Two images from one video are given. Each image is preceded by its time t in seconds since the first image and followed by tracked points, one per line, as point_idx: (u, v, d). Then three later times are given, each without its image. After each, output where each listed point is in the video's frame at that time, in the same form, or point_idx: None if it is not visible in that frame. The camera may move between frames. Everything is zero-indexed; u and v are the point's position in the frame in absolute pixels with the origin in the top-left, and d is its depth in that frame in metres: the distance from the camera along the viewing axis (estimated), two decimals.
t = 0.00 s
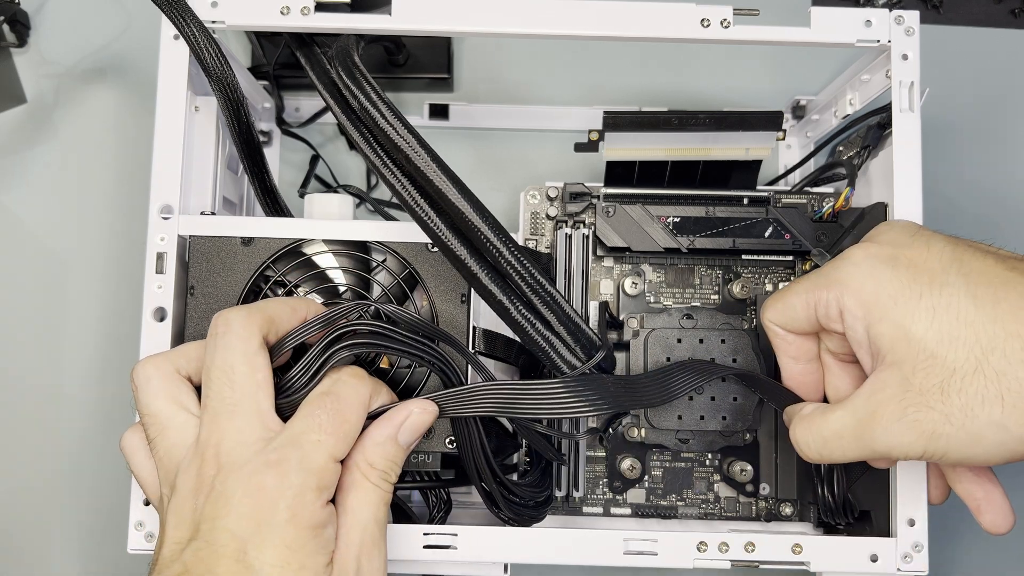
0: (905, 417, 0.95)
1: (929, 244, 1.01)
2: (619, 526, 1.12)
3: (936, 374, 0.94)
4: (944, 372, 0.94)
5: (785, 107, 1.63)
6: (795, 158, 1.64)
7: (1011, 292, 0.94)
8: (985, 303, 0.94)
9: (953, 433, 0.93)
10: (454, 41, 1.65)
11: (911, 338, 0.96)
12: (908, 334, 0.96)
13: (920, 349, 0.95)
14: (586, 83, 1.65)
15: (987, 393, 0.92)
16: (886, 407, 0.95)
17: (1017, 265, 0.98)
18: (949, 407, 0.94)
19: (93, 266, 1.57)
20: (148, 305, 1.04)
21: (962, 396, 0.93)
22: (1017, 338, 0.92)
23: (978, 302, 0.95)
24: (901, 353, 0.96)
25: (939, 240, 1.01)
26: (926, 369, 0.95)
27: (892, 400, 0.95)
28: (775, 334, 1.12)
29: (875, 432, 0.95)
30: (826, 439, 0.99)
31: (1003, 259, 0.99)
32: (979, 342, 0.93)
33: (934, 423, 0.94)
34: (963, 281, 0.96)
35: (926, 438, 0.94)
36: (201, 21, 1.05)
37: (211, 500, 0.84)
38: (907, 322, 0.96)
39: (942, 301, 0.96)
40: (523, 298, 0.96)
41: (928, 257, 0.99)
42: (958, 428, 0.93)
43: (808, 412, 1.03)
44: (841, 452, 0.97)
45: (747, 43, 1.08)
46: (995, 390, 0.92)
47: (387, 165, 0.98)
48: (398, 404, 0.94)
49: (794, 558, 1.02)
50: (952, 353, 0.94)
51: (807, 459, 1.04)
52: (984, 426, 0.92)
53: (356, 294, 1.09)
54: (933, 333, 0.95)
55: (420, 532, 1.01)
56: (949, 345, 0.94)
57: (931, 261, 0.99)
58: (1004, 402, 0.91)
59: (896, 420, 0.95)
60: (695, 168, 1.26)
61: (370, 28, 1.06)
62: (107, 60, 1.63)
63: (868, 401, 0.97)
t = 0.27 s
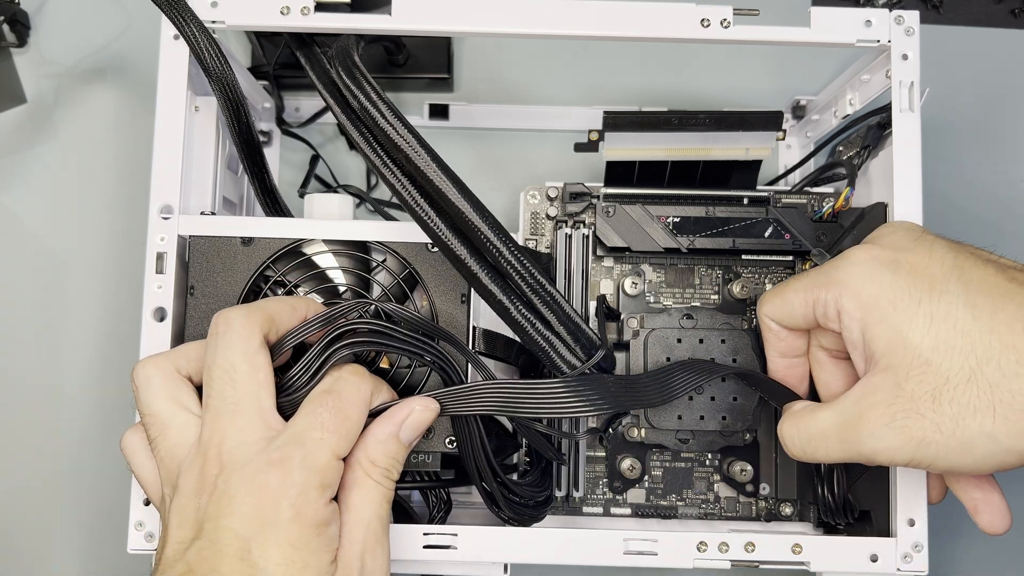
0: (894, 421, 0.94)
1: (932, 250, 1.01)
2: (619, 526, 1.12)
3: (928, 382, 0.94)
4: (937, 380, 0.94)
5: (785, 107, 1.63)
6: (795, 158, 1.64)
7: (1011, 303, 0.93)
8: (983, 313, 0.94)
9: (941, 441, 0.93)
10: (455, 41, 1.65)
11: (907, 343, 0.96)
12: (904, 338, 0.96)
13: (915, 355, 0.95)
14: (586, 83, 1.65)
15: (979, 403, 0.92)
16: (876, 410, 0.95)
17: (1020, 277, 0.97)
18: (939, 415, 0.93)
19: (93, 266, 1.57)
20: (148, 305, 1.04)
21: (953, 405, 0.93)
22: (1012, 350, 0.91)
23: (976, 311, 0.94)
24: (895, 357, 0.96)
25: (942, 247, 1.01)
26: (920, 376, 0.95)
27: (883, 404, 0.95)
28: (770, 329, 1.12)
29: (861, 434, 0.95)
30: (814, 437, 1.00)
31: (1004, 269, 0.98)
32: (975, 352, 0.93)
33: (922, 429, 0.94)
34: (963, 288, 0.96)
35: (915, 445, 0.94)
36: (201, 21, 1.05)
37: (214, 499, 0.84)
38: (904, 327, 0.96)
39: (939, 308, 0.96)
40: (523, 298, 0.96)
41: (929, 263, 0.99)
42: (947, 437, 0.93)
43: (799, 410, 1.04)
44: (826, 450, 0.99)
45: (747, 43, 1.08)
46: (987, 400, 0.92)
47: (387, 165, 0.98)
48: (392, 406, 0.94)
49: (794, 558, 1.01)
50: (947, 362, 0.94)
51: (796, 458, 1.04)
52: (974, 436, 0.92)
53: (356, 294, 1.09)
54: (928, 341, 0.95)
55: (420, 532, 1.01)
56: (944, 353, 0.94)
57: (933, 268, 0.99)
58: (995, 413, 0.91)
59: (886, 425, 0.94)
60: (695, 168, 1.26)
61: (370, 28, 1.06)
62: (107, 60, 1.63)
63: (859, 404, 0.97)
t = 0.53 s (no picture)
0: (899, 423, 0.95)
1: (944, 255, 1.01)
2: (619, 526, 1.12)
3: (935, 387, 0.95)
4: (943, 384, 0.94)
5: (785, 107, 1.63)
6: (796, 158, 1.64)
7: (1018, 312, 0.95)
8: (992, 320, 0.95)
9: (944, 444, 0.94)
10: (454, 41, 1.65)
11: (915, 346, 0.96)
12: (912, 342, 0.97)
13: (923, 359, 0.96)
14: (586, 83, 1.65)
15: (984, 408, 0.93)
16: (880, 411, 0.95)
17: None
18: (943, 418, 0.94)
19: (93, 266, 1.57)
20: (148, 304, 1.04)
21: (958, 409, 0.94)
22: (1019, 358, 0.93)
23: (984, 318, 0.95)
24: (902, 360, 0.97)
25: (953, 253, 1.02)
26: (926, 378, 0.95)
27: (888, 405, 0.95)
28: (772, 334, 1.11)
29: (864, 434, 0.96)
30: (819, 438, 1.00)
31: (1013, 277, 0.99)
32: (982, 358, 0.94)
33: (926, 432, 0.94)
34: (972, 294, 0.97)
35: (918, 446, 0.94)
36: (201, 21, 1.05)
37: (219, 496, 0.84)
38: (913, 331, 0.97)
39: (947, 314, 0.96)
40: (523, 297, 0.96)
41: (940, 269, 1.00)
42: (950, 440, 0.94)
43: (803, 412, 1.03)
44: (831, 451, 0.99)
45: (747, 43, 1.08)
46: (992, 406, 0.93)
47: (387, 164, 0.98)
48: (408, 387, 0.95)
49: (794, 558, 1.01)
50: (953, 366, 0.94)
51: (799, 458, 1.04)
52: (976, 440, 0.93)
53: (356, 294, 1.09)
54: (936, 345, 0.95)
55: (420, 532, 1.01)
56: (951, 358, 0.95)
57: (943, 274, 0.99)
58: (999, 419, 0.92)
59: (889, 425, 0.95)
60: (695, 168, 1.26)
61: (370, 28, 1.06)
62: (107, 60, 1.63)
63: (864, 404, 0.97)
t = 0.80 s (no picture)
0: (896, 423, 0.95)
1: (937, 254, 1.01)
2: (619, 526, 1.12)
3: (928, 386, 0.94)
4: (937, 383, 0.94)
5: (785, 107, 1.63)
6: (795, 158, 1.64)
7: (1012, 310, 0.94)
8: (984, 318, 0.94)
9: (939, 443, 0.94)
10: (455, 41, 1.65)
11: (908, 346, 0.96)
12: (904, 341, 0.97)
13: (916, 358, 0.96)
14: (586, 83, 1.65)
15: (976, 407, 0.93)
16: (876, 411, 0.96)
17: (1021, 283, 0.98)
18: (938, 417, 0.94)
19: (93, 266, 1.57)
20: (148, 304, 1.04)
21: (951, 408, 0.94)
22: (1012, 355, 0.92)
23: (977, 317, 0.95)
24: (896, 360, 0.97)
25: (946, 252, 1.01)
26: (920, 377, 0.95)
27: (883, 404, 0.96)
28: (770, 335, 1.11)
29: (861, 434, 0.96)
30: (818, 439, 1.00)
31: (1009, 275, 0.99)
32: (975, 357, 0.94)
33: (921, 432, 0.94)
34: (965, 292, 0.97)
35: (912, 446, 0.95)
36: (201, 22, 1.05)
37: (221, 498, 0.84)
38: (906, 330, 0.97)
39: (940, 313, 0.96)
40: (523, 298, 0.96)
41: (934, 268, 0.99)
42: (944, 439, 0.94)
43: (801, 413, 1.04)
44: (831, 451, 0.99)
45: (747, 44, 1.08)
46: (985, 405, 0.92)
47: (387, 164, 0.98)
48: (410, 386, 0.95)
49: (794, 558, 1.01)
50: (946, 364, 0.94)
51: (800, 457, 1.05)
52: (971, 438, 0.93)
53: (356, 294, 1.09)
54: (929, 344, 0.95)
55: (420, 532, 1.00)
56: (944, 356, 0.95)
57: (936, 272, 0.99)
58: (992, 417, 0.92)
59: (886, 425, 0.95)
60: (695, 168, 1.26)
61: (370, 29, 1.06)
62: (107, 60, 1.63)
63: (859, 404, 0.97)
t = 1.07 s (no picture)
0: (895, 423, 0.95)
1: (937, 255, 1.01)
2: (619, 526, 1.12)
3: (926, 386, 0.95)
4: (934, 384, 0.94)
5: (785, 107, 1.63)
6: (796, 158, 1.64)
7: (1010, 311, 0.94)
8: (983, 319, 0.94)
9: (936, 443, 0.94)
10: (455, 41, 1.65)
11: (907, 347, 0.96)
12: (902, 341, 0.97)
13: (916, 359, 0.96)
14: (586, 83, 1.65)
15: (973, 407, 0.93)
16: (876, 412, 0.96)
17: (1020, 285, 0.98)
18: (936, 417, 0.94)
19: (93, 266, 1.57)
20: (148, 304, 1.04)
21: (948, 408, 0.94)
22: (1010, 357, 0.92)
23: (976, 318, 0.95)
24: (895, 360, 0.97)
25: (946, 253, 1.01)
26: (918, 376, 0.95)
27: (882, 404, 0.96)
28: (771, 339, 1.11)
29: (861, 434, 0.96)
30: (817, 439, 1.00)
31: (1007, 276, 0.99)
32: (973, 358, 0.94)
33: (918, 432, 0.94)
34: (964, 293, 0.97)
35: (910, 446, 0.95)
36: (201, 21, 1.05)
37: (222, 499, 0.84)
38: (904, 331, 0.97)
39: (939, 314, 0.96)
40: (523, 298, 0.96)
41: (933, 269, 0.99)
42: (942, 439, 0.94)
43: (800, 413, 1.04)
44: (831, 452, 0.99)
45: (746, 44, 1.08)
46: (983, 406, 0.93)
47: (387, 164, 0.98)
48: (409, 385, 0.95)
49: (794, 558, 1.01)
50: (943, 365, 0.94)
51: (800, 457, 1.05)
52: (968, 438, 0.93)
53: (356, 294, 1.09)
54: (928, 345, 0.95)
55: (420, 532, 1.01)
56: (942, 357, 0.95)
57: (935, 273, 0.99)
58: (989, 417, 0.92)
59: (886, 425, 0.95)
60: (695, 168, 1.26)
61: (371, 29, 1.06)
62: (107, 60, 1.63)
63: (859, 405, 0.97)
